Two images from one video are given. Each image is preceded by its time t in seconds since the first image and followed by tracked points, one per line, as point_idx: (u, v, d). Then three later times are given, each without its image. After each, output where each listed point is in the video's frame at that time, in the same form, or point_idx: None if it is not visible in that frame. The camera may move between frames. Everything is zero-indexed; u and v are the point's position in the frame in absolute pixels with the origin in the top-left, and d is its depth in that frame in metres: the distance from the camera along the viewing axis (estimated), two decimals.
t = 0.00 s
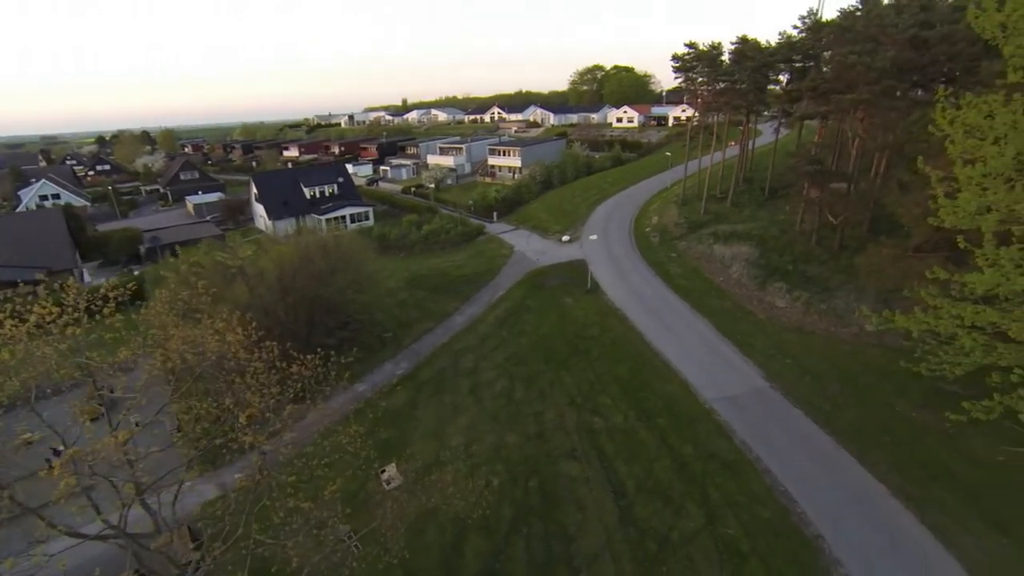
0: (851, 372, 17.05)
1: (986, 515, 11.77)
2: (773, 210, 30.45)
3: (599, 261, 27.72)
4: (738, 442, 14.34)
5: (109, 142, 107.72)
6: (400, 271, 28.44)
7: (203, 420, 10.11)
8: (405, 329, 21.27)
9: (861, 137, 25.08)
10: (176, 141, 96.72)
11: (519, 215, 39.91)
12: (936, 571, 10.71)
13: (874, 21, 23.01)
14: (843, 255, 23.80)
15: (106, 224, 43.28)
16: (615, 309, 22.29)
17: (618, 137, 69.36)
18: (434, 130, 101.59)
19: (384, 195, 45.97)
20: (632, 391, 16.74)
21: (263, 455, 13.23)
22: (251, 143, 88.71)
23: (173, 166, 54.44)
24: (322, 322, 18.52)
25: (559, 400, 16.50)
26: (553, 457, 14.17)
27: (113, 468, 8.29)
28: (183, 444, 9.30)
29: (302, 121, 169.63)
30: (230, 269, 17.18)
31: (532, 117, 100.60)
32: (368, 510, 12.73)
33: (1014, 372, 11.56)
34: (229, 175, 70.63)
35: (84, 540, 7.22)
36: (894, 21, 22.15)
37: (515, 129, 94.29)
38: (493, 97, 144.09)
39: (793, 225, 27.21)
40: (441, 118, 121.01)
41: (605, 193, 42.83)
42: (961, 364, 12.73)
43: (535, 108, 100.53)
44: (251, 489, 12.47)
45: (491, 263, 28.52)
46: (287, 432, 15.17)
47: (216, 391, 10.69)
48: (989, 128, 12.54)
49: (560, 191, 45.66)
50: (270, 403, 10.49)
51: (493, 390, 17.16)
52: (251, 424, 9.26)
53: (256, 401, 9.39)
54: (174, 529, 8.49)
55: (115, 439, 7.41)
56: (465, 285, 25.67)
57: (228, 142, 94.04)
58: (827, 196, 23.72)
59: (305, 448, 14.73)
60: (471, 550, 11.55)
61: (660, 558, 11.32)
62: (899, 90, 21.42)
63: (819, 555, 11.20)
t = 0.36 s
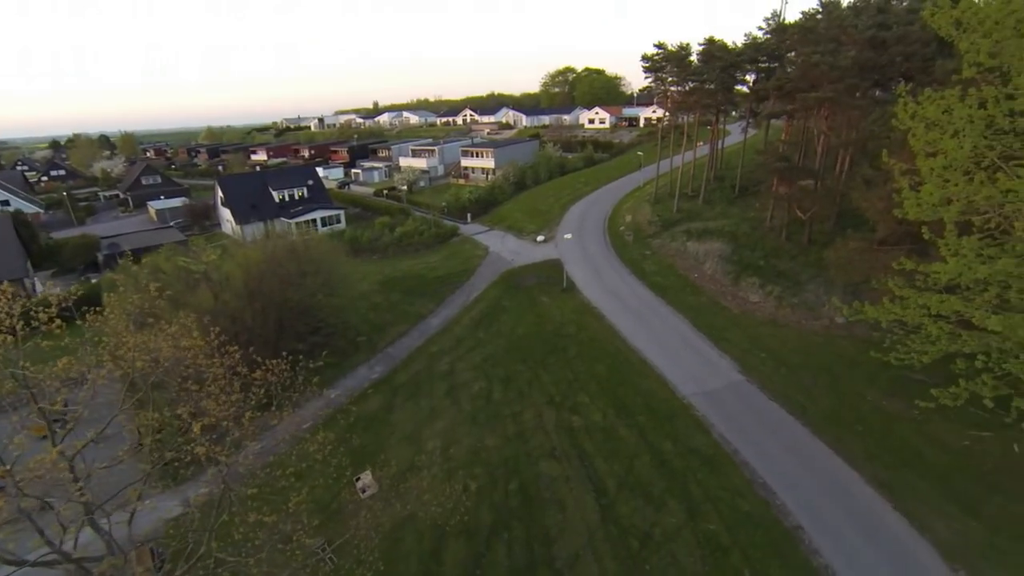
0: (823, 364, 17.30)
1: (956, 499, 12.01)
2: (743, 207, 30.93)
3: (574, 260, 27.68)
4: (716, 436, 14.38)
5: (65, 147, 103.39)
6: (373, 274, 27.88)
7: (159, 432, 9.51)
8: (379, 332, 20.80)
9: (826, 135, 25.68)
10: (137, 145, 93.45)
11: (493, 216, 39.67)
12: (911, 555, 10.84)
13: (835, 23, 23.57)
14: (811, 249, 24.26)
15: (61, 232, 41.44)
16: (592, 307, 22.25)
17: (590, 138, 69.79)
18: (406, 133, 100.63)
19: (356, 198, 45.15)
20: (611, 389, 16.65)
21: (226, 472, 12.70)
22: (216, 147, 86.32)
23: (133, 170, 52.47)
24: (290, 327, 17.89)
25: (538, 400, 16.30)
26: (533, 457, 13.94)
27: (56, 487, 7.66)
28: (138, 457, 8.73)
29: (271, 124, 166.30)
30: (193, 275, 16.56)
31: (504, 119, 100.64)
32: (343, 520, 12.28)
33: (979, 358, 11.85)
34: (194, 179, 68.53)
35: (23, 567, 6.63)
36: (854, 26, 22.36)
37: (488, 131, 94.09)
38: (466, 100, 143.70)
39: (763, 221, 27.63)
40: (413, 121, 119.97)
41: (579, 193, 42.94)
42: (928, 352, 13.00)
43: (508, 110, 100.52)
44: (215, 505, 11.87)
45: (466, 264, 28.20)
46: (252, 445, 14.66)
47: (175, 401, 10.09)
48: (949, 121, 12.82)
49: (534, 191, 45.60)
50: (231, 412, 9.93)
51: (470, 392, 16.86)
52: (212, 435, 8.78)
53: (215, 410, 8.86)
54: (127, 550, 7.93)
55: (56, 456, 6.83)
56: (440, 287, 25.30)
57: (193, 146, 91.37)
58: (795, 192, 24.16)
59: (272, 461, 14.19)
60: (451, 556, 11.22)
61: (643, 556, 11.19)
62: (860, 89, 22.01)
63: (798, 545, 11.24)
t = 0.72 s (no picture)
0: (794, 357, 17.59)
1: (924, 484, 12.31)
2: (714, 205, 31.38)
3: (549, 260, 27.66)
4: (692, 430, 14.45)
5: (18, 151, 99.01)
6: (345, 277, 27.34)
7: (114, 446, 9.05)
8: (352, 337, 20.37)
9: (792, 134, 26.23)
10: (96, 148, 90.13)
11: (467, 217, 39.40)
12: (880, 541, 11.03)
13: (798, 24, 24.08)
14: (781, 245, 24.73)
15: (13, 240, 39.62)
16: (567, 306, 22.22)
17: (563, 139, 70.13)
18: (378, 135, 99.50)
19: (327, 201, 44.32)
20: (588, 388, 16.61)
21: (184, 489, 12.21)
22: (181, 150, 83.88)
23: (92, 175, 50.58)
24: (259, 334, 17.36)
25: (515, 401, 16.16)
26: (512, 459, 13.79)
27: None
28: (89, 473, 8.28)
29: (238, 127, 162.90)
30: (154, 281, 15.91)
31: (477, 120, 100.41)
32: (316, 531, 11.92)
33: (941, 347, 12.21)
34: (158, 183, 66.42)
35: None
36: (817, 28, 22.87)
37: (461, 132, 93.76)
38: (439, 101, 142.97)
39: (734, 218, 28.07)
40: (385, 123, 118.76)
41: (553, 194, 43.00)
42: (893, 342, 13.33)
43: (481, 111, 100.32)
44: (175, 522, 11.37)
45: (440, 266, 27.90)
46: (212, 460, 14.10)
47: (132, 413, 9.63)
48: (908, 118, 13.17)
49: (509, 192, 45.52)
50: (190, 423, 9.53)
51: (446, 395, 16.62)
52: (168, 449, 8.41)
53: (173, 421, 8.47)
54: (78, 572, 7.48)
55: None
56: (414, 290, 24.95)
57: (156, 150, 88.64)
58: (764, 190, 24.60)
59: (237, 476, 13.70)
60: (430, 563, 10.98)
61: (623, 554, 11.14)
62: (823, 89, 22.55)
63: (774, 535, 11.34)
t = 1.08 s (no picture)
0: (755, 349, 18.05)
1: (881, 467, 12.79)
2: (673, 203, 32.01)
3: (514, 261, 27.61)
4: (660, 425, 14.62)
5: None
6: (305, 284, 26.54)
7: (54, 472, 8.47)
8: (315, 345, 19.77)
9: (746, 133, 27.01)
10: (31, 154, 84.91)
11: (430, 220, 38.95)
12: (840, 523, 11.38)
13: (748, 28, 24.82)
14: (738, 241, 25.40)
15: None
16: (534, 306, 22.20)
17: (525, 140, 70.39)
18: (336, 137, 97.50)
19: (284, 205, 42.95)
20: (557, 387, 16.60)
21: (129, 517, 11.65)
22: (125, 154, 79.99)
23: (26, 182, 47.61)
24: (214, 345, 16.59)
25: (484, 403, 15.99)
26: (483, 463, 13.61)
27: None
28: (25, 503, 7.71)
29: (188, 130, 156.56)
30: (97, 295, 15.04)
31: (438, 122, 99.69)
32: (282, 549, 11.45)
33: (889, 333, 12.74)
34: (100, 190, 63.08)
35: None
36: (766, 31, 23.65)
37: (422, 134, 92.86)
38: (398, 103, 141.37)
39: (693, 215, 28.68)
40: (344, 125, 116.49)
41: (516, 194, 43.01)
42: (845, 331, 13.83)
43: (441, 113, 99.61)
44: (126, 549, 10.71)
45: (404, 269, 27.44)
46: (164, 482, 13.38)
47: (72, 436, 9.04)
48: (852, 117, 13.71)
49: (471, 193, 45.27)
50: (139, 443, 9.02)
51: (413, 400, 16.30)
52: (113, 472, 7.94)
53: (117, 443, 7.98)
54: None
55: None
56: (377, 294, 24.44)
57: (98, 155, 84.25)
58: (720, 187, 25.21)
59: (192, 497, 13.03)
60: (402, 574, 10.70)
61: (597, 552, 11.13)
62: (774, 90, 23.32)
63: (741, 523, 11.54)
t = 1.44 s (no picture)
0: (714, 341, 18.50)
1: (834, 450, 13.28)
2: (631, 201, 32.54)
3: (475, 261, 27.41)
4: (624, 420, 14.74)
5: None
6: (260, 291, 25.59)
7: None
8: (271, 353, 19.07)
9: (699, 132, 27.71)
10: None
11: (389, 222, 38.26)
12: (797, 506, 11.74)
13: (698, 29, 25.46)
14: (695, 236, 26.03)
15: None
16: (497, 306, 22.08)
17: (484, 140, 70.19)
18: (290, 139, 94.74)
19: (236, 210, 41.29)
20: (522, 387, 16.52)
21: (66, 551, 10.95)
22: (60, 158, 75.30)
23: None
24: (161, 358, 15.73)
25: (449, 406, 15.76)
26: (449, 467, 13.40)
27: None
28: None
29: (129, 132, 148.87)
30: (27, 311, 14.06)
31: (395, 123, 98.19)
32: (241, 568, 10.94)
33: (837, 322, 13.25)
34: (32, 196, 59.17)
35: None
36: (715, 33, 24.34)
37: (379, 135, 91.27)
38: (354, 103, 138.60)
39: (651, 212, 29.20)
40: (297, 126, 113.35)
41: (477, 194, 42.79)
42: (798, 321, 14.30)
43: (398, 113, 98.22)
44: None
45: (364, 273, 26.84)
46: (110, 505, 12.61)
47: None
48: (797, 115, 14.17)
49: (431, 195, 44.76)
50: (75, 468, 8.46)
51: (376, 406, 15.91)
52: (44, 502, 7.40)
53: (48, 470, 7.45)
54: None
55: None
56: (336, 299, 23.79)
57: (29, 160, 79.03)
58: (676, 184, 25.76)
59: (142, 520, 12.31)
60: None
61: (567, 549, 11.11)
62: (724, 90, 24.02)
63: (705, 512, 11.75)
